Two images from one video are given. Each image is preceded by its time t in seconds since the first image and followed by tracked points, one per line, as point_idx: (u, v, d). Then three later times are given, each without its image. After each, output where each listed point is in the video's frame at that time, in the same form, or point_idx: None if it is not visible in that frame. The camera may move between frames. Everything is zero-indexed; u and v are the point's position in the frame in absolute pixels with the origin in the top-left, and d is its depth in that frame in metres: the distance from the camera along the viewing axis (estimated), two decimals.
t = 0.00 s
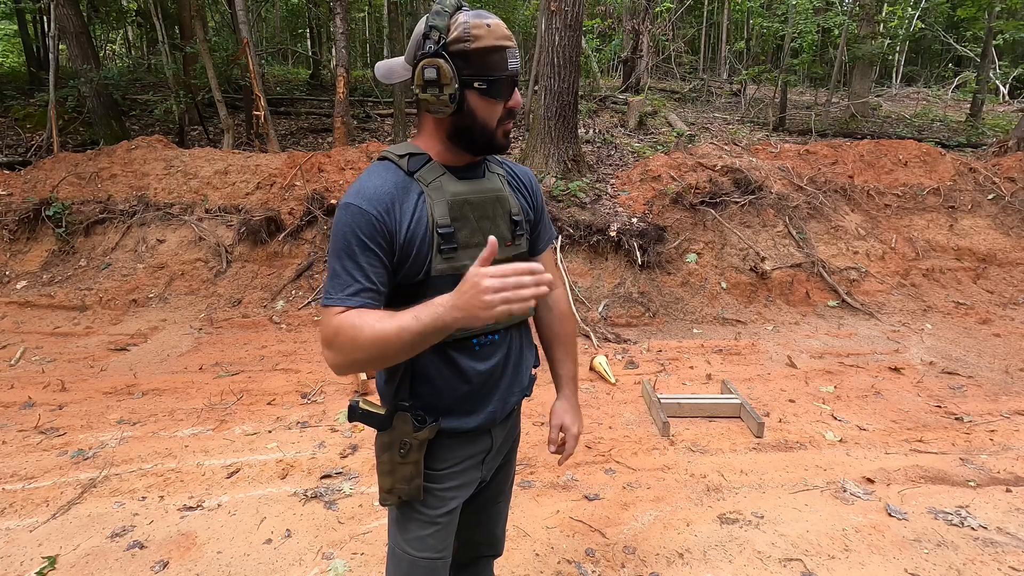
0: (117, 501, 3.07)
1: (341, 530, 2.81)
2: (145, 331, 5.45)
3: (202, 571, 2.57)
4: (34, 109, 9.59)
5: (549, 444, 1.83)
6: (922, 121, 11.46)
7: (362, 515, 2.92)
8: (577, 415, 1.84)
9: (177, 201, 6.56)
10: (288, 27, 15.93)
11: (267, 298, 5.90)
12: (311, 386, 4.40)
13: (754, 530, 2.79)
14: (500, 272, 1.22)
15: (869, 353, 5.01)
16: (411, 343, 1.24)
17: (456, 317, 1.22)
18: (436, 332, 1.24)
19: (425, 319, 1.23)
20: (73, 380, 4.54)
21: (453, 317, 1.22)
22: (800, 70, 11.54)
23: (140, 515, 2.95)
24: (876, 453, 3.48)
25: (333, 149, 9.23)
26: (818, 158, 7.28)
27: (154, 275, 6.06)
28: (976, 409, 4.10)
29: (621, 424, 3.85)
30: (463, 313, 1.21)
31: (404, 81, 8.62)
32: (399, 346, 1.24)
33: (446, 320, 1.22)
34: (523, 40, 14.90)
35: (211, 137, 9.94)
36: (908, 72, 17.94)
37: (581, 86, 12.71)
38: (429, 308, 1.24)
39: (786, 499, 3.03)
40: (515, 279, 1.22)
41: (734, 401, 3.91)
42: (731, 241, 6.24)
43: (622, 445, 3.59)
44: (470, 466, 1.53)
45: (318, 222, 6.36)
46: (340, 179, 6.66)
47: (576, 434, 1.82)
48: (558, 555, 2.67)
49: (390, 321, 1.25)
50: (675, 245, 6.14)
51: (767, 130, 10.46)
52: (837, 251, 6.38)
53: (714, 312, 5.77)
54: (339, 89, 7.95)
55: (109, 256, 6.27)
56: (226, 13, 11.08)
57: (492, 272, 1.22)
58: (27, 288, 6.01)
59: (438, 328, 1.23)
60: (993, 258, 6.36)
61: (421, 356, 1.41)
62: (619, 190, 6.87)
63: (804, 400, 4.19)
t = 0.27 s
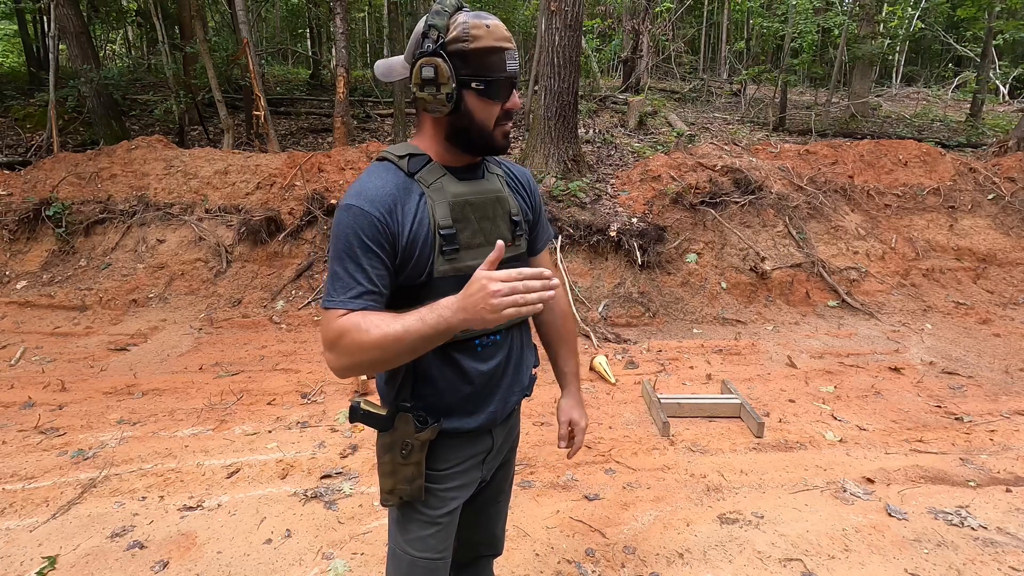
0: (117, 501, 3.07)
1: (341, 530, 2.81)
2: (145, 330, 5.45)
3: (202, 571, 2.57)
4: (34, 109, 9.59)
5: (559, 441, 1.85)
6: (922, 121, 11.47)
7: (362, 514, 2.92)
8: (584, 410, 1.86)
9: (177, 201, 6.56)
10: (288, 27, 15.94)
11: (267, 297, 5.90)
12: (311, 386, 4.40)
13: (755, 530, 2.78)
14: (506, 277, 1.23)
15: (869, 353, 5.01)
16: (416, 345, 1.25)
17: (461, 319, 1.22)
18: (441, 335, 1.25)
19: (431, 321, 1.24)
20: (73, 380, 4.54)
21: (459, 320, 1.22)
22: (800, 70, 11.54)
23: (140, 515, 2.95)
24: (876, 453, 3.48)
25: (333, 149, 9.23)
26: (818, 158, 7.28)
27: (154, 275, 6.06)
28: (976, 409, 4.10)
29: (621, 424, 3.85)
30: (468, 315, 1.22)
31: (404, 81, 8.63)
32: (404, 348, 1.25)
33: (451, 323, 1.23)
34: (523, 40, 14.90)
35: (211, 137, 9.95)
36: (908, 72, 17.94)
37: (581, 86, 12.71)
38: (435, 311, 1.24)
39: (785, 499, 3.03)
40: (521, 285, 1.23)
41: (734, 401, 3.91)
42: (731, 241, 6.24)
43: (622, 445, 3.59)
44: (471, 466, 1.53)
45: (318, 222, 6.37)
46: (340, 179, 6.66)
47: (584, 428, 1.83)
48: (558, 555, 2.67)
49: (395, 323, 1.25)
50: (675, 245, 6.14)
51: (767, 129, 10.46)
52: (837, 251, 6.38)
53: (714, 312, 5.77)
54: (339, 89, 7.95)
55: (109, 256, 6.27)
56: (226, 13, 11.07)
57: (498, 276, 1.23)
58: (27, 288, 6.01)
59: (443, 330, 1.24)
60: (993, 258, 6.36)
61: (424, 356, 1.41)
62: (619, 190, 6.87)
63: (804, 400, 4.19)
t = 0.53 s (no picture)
0: (117, 501, 3.07)
1: (341, 530, 2.81)
2: (146, 330, 5.45)
3: (202, 571, 2.57)
4: (34, 109, 9.59)
5: (548, 442, 1.86)
6: (922, 121, 11.47)
7: (362, 514, 2.93)
8: (575, 414, 1.87)
9: (177, 201, 6.56)
10: (288, 27, 15.94)
11: (267, 297, 5.90)
12: (311, 386, 4.40)
13: (755, 530, 2.78)
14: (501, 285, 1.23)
15: (869, 353, 5.01)
16: (412, 350, 1.25)
17: (456, 326, 1.23)
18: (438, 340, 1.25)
19: (428, 326, 1.24)
20: (73, 380, 4.54)
21: (456, 326, 1.23)
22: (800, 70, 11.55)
23: (140, 515, 2.95)
24: (876, 453, 3.48)
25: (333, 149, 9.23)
26: (818, 158, 7.29)
27: (154, 275, 6.06)
28: (976, 409, 4.10)
29: (621, 424, 3.85)
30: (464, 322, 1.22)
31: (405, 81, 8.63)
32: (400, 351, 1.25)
33: (448, 328, 1.24)
34: (523, 40, 14.90)
35: (211, 137, 9.95)
36: (908, 72, 17.95)
37: (581, 85, 12.71)
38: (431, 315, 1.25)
39: (786, 499, 3.03)
40: (518, 294, 1.24)
41: (733, 401, 3.91)
42: (731, 241, 6.24)
43: (622, 445, 3.59)
44: (471, 466, 1.53)
45: (318, 222, 6.37)
46: (340, 179, 6.66)
47: (573, 432, 1.85)
48: (558, 555, 2.67)
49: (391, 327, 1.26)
50: (675, 245, 6.14)
51: (767, 129, 10.46)
52: (837, 251, 6.38)
53: (714, 312, 5.77)
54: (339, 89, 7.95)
55: (109, 256, 6.26)
56: (226, 13, 11.07)
57: (496, 285, 1.23)
58: (27, 288, 6.01)
59: (438, 335, 1.24)
60: (993, 258, 6.36)
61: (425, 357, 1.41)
62: (619, 190, 6.87)
63: (804, 400, 4.19)
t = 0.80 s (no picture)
0: (117, 501, 3.07)
1: (341, 530, 2.81)
2: (146, 331, 5.45)
3: (202, 571, 2.57)
4: (34, 109, 9.58)
5: (549, 445, 1.86)
6: (922, 121, 11.47)
7: (362, 514, 2.93)
8: (577, 417, 1.87)
9: (177, 201, 6.56)
10: (288, 27, 15.94)
11: (267, 297, 5.90)
12: (311, 386, 4.40)
13: (755, 530, 2.79)
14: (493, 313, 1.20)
15: (869, 353, 5.01)
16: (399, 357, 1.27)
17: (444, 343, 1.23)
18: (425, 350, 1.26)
19: (415, 337, 1.24)
20: (73, 380, 4.54)
21: (443, 343, 1.23)
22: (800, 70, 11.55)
23: (140, 515, 2.95)
24: (876, 453, 3.48)
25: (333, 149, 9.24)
26: (818, 158, 7.29)
27: (154, 275, 6.06)
28: (976, 409, 4.10)
29: (621, 424, 3.85)
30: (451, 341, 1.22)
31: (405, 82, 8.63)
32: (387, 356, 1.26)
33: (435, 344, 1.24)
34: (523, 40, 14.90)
35: (211, 137, 9.95)
36: (908, 72, 17.95)
37: (581, 85, 12.71)
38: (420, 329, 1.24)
39: (785, 499, 3.03)
40: (510, 325, 1.20)
41: (733, 401, 3.91)
42: (731, 241, 6.25)
43: (622, 445, 3.59)
44: (465, 462, 1.53)
45: (318, 222, 6.37)
46: (340, 179, 6.67)
47: (574, 436, 1.85)
48: (558, 555, 2.66)
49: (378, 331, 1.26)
50: (675, 245, 6.14)
51: (767, 129, 10.46)
52: (837, 251, 6.38)
53: (714, 312, 5.77)
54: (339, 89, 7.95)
55: (109, 256, 6.26)
56: (226, 13, 11.07)
57: (488, 312, 1.20)
58: (27, 288, 6.01)
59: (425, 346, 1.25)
60: (993, 258, 6.36)
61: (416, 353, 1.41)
62: (619, 190, 6.87)
63: (804, 400, 4.19)
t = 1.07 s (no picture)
0: (117, 501, 3.07)
1: (341, 530, 2.81)
2: (146, 331, 5.45)
3: (202, 571, 2.57)
4: (34, 109, 9.59)
5: (548, 448, 1.85)
6: (922, 121, 11.47)
7: (362, 514, 2.93)
8: (576, 421, 1.84)
9: (177, 201, 6.56)
10: (288, 27, 15.94)
11: (267, 297, 5.90)
12: (311, 386, 4.40)
13: (755, 530, 2.78)
14: (449, 248, 1.21)
15: (869, 353, 5.01)
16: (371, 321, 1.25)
17: (407, 293, 1.22)
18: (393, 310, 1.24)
19: (379, 290, 1.23)
20: (73, 380, 4.54)
21: (407, 294, 1.22)
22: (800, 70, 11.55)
23: (140, 515, 2.95)
24: (876, 453, 3.48)
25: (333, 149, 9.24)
26: (818, 158, 7.29)
27: (154, 275, 6.06)
28: (976, 409, 4.10)
29: (621, 424, 3.85)
30: (413, 286, 1.21)
31: (405, 82, 8.63)
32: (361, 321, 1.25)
33: (399, 297, 1.22)
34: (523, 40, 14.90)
35: (211, 137, 9.95)
36: (908, 72, 17.94)
37: (581, 85, 12.71)
38: (384, 287, 1.24)
39: (785, 499, 3.03)
40: (464, 245, 1.21)
41: (734, 401, 3.91)
42: (731, 241, 6.25)
43: (622, 445, 3.59)
44: (447, 452, 1.51)
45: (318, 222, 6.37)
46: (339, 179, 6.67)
47: (574, 440, 1.82)
48: (558, 555, 2.66)
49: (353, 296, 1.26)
50: (675, 245, 6.14)
51: (767, 129, 10.46)
52: (837, 251, 6.38)
53: (714, 312, 5.77)
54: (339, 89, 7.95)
55: (109, 255, 6.26)
56: (226, 13, 11.07)
57: (444, 246, 1.21)
58: (27, 288, 6.01)
59: (394, 304, 1.23)
60: (993, 258, 6.36)
61: (393, 339, 1.45)
62: (619, 190, 6.87)
63: (804, 400, 4.19)
